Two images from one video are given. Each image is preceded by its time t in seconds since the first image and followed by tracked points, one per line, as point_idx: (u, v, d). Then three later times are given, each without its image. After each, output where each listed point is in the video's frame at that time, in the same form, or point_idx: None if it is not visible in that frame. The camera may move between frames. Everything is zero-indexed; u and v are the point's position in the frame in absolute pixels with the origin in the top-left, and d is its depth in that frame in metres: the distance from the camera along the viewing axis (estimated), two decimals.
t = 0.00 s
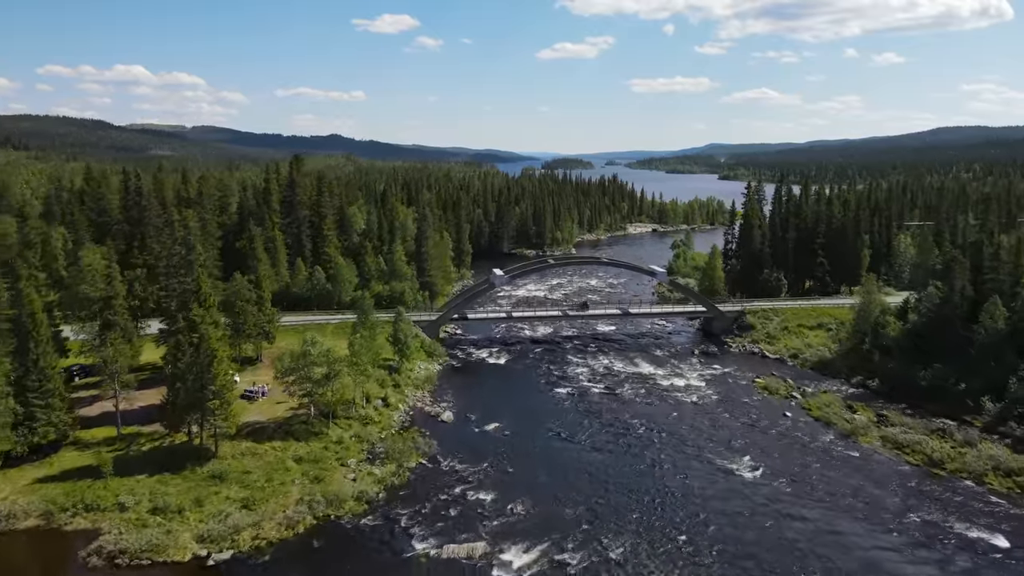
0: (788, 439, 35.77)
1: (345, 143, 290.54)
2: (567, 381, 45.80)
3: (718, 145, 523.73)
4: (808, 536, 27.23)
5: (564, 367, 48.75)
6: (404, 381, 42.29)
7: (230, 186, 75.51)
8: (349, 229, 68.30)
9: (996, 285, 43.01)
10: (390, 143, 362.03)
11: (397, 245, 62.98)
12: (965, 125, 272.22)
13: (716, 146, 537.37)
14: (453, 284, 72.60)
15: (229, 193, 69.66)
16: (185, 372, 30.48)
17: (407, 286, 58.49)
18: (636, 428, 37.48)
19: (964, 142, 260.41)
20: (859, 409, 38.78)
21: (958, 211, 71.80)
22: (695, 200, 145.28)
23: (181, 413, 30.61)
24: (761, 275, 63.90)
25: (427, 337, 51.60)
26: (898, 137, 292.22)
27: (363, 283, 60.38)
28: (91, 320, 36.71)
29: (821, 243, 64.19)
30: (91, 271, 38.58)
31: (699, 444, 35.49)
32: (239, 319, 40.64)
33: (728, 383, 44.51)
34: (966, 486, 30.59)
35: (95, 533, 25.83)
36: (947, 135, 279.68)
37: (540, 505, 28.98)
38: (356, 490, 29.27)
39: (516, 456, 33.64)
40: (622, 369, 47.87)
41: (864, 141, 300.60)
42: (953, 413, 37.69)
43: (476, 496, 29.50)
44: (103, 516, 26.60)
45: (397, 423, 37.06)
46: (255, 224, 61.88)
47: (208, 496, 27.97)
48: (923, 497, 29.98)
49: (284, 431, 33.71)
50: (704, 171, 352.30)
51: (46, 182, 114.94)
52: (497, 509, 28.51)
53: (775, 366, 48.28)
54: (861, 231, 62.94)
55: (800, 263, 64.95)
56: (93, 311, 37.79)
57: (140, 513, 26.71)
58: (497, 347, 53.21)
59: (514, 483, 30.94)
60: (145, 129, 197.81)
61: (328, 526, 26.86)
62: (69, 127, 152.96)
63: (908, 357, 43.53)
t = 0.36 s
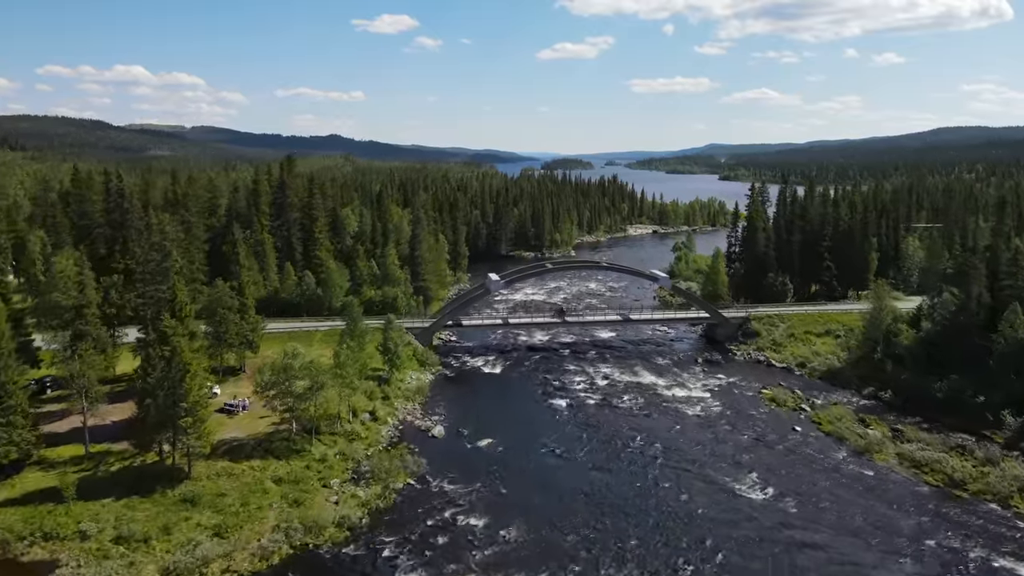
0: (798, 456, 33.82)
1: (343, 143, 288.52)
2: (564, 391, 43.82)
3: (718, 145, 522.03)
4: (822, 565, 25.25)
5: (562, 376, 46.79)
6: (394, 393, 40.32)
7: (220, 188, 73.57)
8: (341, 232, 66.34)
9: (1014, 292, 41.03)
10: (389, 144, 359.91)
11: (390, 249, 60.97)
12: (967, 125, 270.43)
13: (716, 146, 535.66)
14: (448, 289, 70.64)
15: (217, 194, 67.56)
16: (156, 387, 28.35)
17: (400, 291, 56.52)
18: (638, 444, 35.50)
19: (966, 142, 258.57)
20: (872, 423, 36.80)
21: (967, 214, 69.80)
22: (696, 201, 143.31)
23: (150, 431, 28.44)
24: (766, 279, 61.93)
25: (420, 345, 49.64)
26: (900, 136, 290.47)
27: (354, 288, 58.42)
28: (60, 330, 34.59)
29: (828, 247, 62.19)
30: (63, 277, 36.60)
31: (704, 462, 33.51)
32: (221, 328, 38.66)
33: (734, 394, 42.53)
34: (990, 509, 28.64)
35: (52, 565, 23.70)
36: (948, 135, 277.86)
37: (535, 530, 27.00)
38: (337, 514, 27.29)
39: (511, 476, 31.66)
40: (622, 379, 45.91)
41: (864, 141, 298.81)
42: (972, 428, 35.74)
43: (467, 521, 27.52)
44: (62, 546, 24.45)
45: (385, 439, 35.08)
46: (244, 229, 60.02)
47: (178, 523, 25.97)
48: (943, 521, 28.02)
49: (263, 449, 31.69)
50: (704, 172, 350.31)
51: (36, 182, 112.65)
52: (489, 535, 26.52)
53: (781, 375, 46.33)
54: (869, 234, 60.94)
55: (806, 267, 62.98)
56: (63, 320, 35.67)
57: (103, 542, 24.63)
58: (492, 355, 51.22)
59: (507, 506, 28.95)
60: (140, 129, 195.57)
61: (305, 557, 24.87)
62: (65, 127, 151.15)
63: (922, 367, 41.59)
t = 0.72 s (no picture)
0: (809, 475, 31.84)
1: (341, 142, 286.56)
2: (562, 403, 41.81)
3: (718, 146, 519.99)
4: None
5: (560, 387, 44.79)
6: (383, 406, 38.28)
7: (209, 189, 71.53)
8: (333, 235, 64.37)
9: None
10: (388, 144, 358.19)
11: (383, 252, 58.98)
12: (967, 126, 268.93)
13: (716, 146, 533.76)
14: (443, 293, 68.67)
15: (205, 194, 65.48)
16: (120, 405, 26.17)
17: (392, 297, 54.53)
18: (640, 462, 33.48)
19: (967, 142, 256.80)
20: (888, 439, 34.83)
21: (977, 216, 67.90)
22: (698, 202, 141.31)
23: (115, 453, 26.24)
24: (771, 283, 59.99)
25: (412, 353, 47.66)
26: (902, 136, 288.61)
27: (345, 293, 56.43)
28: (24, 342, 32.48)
29: (835, 250, 60.26)
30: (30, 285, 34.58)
31: (710, 482, 31.49)
32: (202, 336, 36.67)
33: (740, 406, 40.55)
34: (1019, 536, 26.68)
35: None
36: (948, 135, 276.47)
37: (530, 561, 24.99)
38: (316, 543, 25.27)
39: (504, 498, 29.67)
40: (623, 389, 43.92)
41: (865, 142, 296.96)
42: (994, 444, 33.80)
43: (457, 550, 25.50)
44: None
45: (372, 456, 33.09)
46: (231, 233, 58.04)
47: (142, 554, 23.86)
48: (969, 547, 26.05)
49: (240, 469, 29.66)
50: (704, 172, 348.38)
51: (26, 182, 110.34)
52: (480, 567, 24.51)
53: (789, 385, 44.34)
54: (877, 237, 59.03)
55: (812, 271, 61.07)
56: (28, 330, 33.52)
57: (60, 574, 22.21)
58: (488, 364, 49.25)
59: (501, 532, 26.92)
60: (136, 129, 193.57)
61: None
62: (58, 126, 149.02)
63: (938, 379, 39.66)
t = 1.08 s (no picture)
0: (825, 497, 29.83)
1: (340, 142, 284.43)
2: (561, 417, 39.71)
3: (718, 145, 517.90)
4: None
5: (559, 399, 42.72)
6: (371, 420, 36.15)
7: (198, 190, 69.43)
8: (325, 238, 62.29)
9: None
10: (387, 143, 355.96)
11: (376, 256, 56.90)
12: (969, 125, 266.77)
13: (716, 146, 531.70)
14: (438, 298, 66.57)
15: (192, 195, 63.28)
16: (80, 426, 23.97)
17: (384, 303, 52.47)
18: (643, 483, 31.42)
19: (969, 142, 254.62)
20: (906, 457, 32.81)
21: (990, 218, 65.80)
22: (699, 203, 139.05)
23: (75, 479, 24.01)
24: (778, 288, 57.95)
25: (404, 363, 45.58)
26: (904, 135, 286.34)
27: (336, 299, 54.35)
28: None
29: (843, 254, 58.24)
30: None
31: (719, 506, 29.42)
32: (175, 345, 35.28)
33: (748, 420, 38.49)
34: None
35: None
36: (949, 134, 274.40)
37: None
38: None
39: (498, 525, 27.56)
40: (625, 401, 41.89)
41: (866, 142, 294.93)
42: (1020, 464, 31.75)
43: None
44: None
45: (358, 477, 30.99)
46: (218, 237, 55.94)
47: None
48: None
49: (214, 493, 27.53)
50: (704, 172, 346.36)
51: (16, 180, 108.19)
52: None
53: (799, 397, 42.24)
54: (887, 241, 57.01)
55: (820, 275, 59.07)
56: None
57: None
58: (483, 373, 47.23)
59: (494, 565, 24.81)
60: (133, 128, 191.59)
61: None
62: (51, 125, 147.08)
63: (957, 391, 37.60)
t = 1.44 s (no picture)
0: (844, 523, 27.74)
1: (339, 142, 282.36)
2: (560, 432, 37.64)
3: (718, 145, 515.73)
4: None
5: (558, 412, 40.63)
6: (358, 436, 34.06)
7: (186, 191, 67.37)
8: (316, 240, 60.14)
9: None
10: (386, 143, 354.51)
11: (368, 260, 54.76)
12: (971, 125, 264.84)
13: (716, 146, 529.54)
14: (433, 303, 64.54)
15: (178, 196, 61.06)
16: (30, 452, 21.84)
17: (376, 309, 50.35)
18: (648, 508, 29.28)
19: (971, 142, 252.60)
20: (929, 478, 30.77)
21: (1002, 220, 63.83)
22: (700, 203, 137.01)
23: (25, 510, 21.83)
24: (785, 293, 55.88)
25: (395, 373, 43.47)
26: (906, 135, 284.36)
27: (325, 304, 52.29)
28: None
29: (853, 257, 56.19)
30: None
31: (730, 533, 27.27)
32: (149, 356, 33.22)
33: (758, 435, 36.36)
34: None
35: None
36: (950, 134, 272.44)
37: None
38: None
39: (491, 556, 25.41)
40: (627, 415, 39.77)
41: (866, 142, 293.02)
42: None
43: None
44: None
45: (342, 501, 28.87)
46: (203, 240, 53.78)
47: None
48: None
49: (183, 521, 25.34)
50: (705, 172, 344.40)
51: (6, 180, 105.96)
52: None
53: (810, 410, 40.19)
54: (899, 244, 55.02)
55: (828, 279, 57.02)
56: None
57: None
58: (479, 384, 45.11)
59: None
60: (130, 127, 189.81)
61: None
62: (45, 125, 145.09)
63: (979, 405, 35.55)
